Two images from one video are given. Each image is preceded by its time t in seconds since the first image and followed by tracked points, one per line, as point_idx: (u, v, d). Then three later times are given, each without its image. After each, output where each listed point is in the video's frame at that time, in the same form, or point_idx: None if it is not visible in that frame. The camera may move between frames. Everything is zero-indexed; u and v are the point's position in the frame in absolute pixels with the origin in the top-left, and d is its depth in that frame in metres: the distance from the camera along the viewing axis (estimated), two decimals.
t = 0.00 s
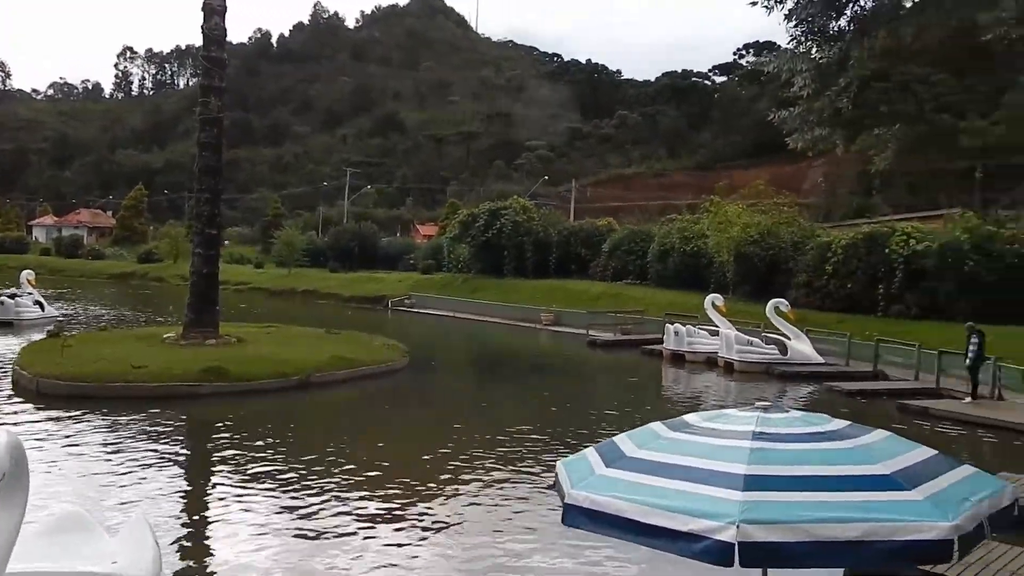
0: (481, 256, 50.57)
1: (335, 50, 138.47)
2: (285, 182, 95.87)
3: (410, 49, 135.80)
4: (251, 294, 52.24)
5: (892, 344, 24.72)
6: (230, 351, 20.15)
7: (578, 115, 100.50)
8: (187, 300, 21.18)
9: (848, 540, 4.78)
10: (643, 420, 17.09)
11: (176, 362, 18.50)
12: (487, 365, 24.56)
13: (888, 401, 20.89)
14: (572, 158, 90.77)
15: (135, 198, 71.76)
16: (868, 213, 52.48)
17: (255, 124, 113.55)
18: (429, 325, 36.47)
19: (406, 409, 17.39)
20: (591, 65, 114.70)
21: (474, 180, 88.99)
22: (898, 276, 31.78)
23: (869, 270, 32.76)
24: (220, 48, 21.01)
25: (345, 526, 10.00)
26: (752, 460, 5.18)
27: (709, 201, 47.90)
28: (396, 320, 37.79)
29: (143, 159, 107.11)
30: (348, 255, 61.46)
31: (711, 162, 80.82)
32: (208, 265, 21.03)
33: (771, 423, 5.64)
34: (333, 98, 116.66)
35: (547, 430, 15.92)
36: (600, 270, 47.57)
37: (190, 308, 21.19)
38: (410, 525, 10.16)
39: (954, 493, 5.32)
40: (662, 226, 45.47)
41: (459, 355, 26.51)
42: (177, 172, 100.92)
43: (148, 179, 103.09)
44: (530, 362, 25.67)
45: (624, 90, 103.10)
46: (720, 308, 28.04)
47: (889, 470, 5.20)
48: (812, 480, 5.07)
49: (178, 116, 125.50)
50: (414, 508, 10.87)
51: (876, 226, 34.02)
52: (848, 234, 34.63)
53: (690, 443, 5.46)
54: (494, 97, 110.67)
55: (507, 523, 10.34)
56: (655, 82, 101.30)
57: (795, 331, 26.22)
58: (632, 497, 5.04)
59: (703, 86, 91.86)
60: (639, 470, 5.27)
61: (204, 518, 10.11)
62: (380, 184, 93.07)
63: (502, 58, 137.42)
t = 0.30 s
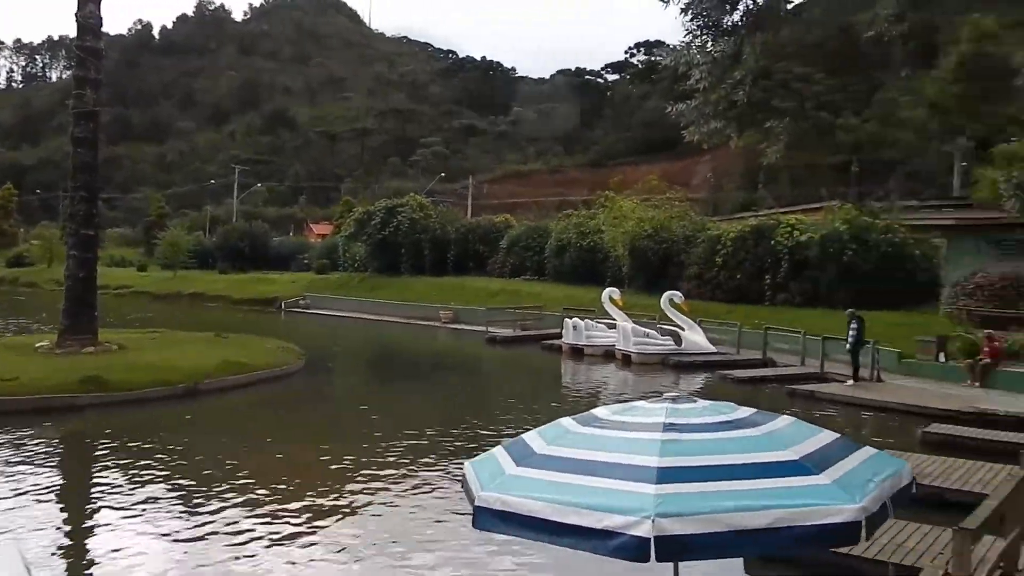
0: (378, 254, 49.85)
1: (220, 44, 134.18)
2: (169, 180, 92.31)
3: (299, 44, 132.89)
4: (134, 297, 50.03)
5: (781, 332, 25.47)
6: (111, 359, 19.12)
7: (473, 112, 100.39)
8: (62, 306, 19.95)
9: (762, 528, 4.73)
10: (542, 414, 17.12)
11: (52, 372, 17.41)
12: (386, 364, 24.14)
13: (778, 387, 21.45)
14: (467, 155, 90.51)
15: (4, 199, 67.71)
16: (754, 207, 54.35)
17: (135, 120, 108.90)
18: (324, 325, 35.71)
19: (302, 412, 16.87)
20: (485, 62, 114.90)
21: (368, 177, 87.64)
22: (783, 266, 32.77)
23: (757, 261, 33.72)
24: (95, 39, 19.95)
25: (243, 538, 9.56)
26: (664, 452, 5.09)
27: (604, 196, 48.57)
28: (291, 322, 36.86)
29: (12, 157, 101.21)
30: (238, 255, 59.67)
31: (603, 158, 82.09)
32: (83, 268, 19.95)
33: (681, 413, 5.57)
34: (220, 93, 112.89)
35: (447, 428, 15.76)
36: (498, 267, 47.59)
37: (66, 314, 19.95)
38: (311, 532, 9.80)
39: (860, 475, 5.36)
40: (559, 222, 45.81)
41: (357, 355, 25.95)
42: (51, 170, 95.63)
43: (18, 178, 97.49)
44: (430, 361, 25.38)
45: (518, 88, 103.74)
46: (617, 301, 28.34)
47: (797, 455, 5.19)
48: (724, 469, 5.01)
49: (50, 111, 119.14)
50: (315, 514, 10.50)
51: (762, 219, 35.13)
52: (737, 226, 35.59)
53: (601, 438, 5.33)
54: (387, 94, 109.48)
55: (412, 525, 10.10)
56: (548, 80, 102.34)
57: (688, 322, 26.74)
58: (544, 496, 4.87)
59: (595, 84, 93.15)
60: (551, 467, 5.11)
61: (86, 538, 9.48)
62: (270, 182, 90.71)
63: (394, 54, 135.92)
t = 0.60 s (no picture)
0: (276, 255, 48.60)
1: (98, 40, 128.33)
2: (47, 185, 87.75)
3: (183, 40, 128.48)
4: (13, 309, 47.27)
5: (683, 319, 25.96)
6: None
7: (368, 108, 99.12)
8: None
9: (692, 518, 4.65)
10: (453, 410, 16.93)
11: None
12: (288, 367, 23.48)
13: (682, 372, 21.81)
14: (364, 151, 89.19)
15: None
16: (651, 197, 55.47)
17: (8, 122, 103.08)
18: (223, 330, 34.58)
19: (205, 422, 16.23)
20: (379, 57, 113.64)
21: (262, 177, 85.17)
22: (682, 255, 33.50)
23: (657, 250, 34.33)
24: None
25: (144, 562, 9.05)
26: (589, 446, 4.95)
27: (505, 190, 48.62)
28: (186, 328, 35.50)
29: None
30: (127, 261, 57.28)
31: (500, 153, 83.22)
32: None
33: (602, 405, 5.44)
34: (99, 91, 107.41)
35: (356, 429, 15.40)
36: (401, 264, 47.04)
37: None
38: (218, 550, 9.35)
39: (784, 457, 5.34)
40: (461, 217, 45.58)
41: (259, 360, 25.13)
42: None
43: None
44: (336, 361, 24.86)
45: (414, 83, 103.12)
46: (523, 294, 28.33)
47: (723, 442, 5.13)
48: (650, 461, 4.91)
49: None
50: (222, 530, 10.03)
51: (660, 209, 35.84)
52: (637, 217, 36.15)
53: (524, 435, 5.16)
54: (280, 90, 106.98)
55: (328, 536, 9.76)
56: (445, 74, 102.12)
57: (594, 312, 26.98)
58: (468, 500, 4.68)
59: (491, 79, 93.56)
60: (476, 468, 4.91)
61: None
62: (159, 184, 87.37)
63: (285, 51, 132.70)
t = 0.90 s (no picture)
0: (226, 251, 47.77)
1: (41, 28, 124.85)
2: None
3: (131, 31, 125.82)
4: None
5: (638, 320, 26.05)
6: None
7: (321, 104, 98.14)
8: None
9: (651, 523, 4.56)
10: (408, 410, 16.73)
11: None
12: (239, 366, 23.09)
13: (637, 372, 21.83)
14: (318, 148, 88.17)
15: None
16: (605, 197, 55.86)
17: None
18: (170, 328, 33.85)
19: (151, 421, 15.85)
20: (333, 53, 112.72)
21: (212, 172, 83.46)
22: (637, 256, 33.65)
23: (612, 250, 34.42)
24: None
25: (85, 567, 8.76)
26: (546, 450, 4.86)
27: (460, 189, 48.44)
28: (133, 326, 34.63)
29: None
30: (71, 256, 55.84)
31: (455, 151, 83.72)
32: None
33: (559, 408, 5.35)
34: (41, 81, 103.98)
35: (308, 430, 15.14)
36: (355, 262, 46.61)
37: None
38: (164, 554, 9.09)
39: (742, 461, 5.30)
40: (416, 215, 45.30)
41: (209, 359, 24.57)
42: None
43: None
44: (289, 360, 24.52)
45: (369, 80, 102.56)
46: (478, 294, 28.17)
47: (682, 446, 5.07)
48: (609, 464, 4.82)
49: None
50: (168, 533, 9.76)
51: (614, 210, 36.04)
52: (592, 217, 36.26)
53: (480, 439, 5.04)
54: (231, 84, 105.37)
55: (278, 540, 9.52)
56: (399, 72, 101.77)
57: (549, 312, 26.94)
58: (423, 505, 4.54)
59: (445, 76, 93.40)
60: (431, 472, 4.78)
61: None
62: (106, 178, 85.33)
63: (236, 45, 130.86)
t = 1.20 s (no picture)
0: (202, 244, 47.36)
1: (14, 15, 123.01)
2: None
3: (107, 20, 124.39)
4: None
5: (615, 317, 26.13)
6: None
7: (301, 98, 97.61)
8: None
9: (620, 523, 4.56)
10: (382, 406, 16.72)
11: None
12: (212, 361, 22.95)
13: (613, 370, 21.88)
14: (297, 141, 87.74)
15: None
16: (584, 195, 56.13)
17: None
18: (144, 321, 33.52)
19: (123, 415, 15.75)
20: (313, 46, 112.30)
21: (189, 163, 82.55)
22: (615, 254, 33.72)
23: (591, 248, 34.46)
24: None
25: (52, 563, 8.68)
26: (517, 449, 4.86)
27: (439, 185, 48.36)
28: (106, 319, 34.19)
29: None
30: (42, 248, 55.10)
31: (436, 147, 84.63)
32: None
33: (532, 407, 5.35)
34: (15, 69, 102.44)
35: (281, 425, 15.11)
36: (332, 257, 46.41)
37: None
38: (132, 550, 9.02)
39: (713, 460, 5.31)
40: (394, 210, 45.16)
41: (183, 354, 24.31)
42: None
43: None
44: (264, 355, 24.40)
45: (349, 74, 102.34)
46: (457, 290, 28.11)
47: (652, 446, 5.08)
48: (580, 464, 4.83)
49: None
50: (136, 529, 9.69)
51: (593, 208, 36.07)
52: (571, 215, 36.30)
53: (451, 437, 5.04)
54: (209, 75, 104.53)
55: (250, 536, 9.43)
56: (380, 66, 101.68)
57: (527, 309, 26.92)
58: (391, 504, 4.52)
59: (427, 71, 93.29)
60: (403, 470, 4.77)
61: None
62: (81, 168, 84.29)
63: (214, 35, 129.92)
